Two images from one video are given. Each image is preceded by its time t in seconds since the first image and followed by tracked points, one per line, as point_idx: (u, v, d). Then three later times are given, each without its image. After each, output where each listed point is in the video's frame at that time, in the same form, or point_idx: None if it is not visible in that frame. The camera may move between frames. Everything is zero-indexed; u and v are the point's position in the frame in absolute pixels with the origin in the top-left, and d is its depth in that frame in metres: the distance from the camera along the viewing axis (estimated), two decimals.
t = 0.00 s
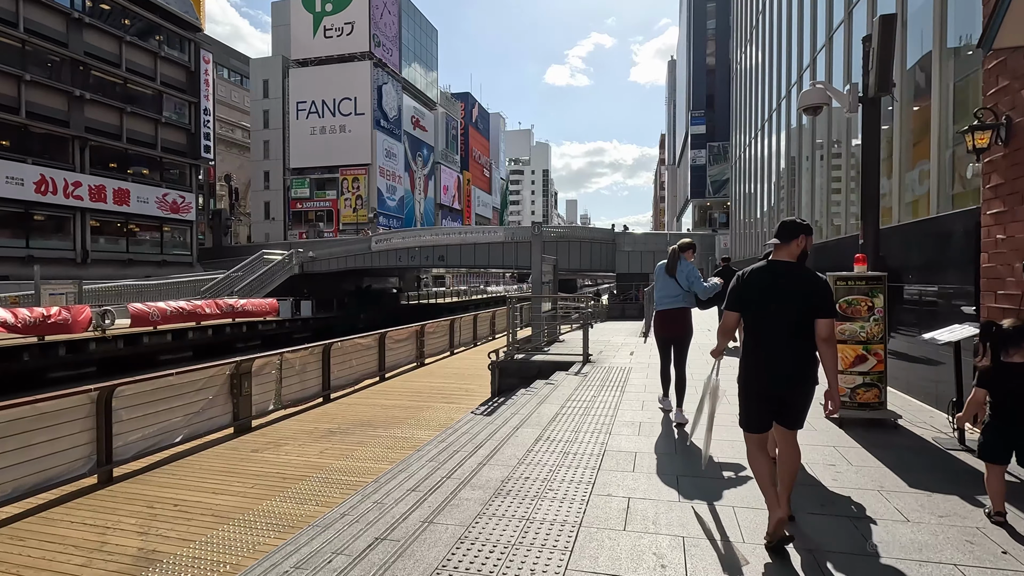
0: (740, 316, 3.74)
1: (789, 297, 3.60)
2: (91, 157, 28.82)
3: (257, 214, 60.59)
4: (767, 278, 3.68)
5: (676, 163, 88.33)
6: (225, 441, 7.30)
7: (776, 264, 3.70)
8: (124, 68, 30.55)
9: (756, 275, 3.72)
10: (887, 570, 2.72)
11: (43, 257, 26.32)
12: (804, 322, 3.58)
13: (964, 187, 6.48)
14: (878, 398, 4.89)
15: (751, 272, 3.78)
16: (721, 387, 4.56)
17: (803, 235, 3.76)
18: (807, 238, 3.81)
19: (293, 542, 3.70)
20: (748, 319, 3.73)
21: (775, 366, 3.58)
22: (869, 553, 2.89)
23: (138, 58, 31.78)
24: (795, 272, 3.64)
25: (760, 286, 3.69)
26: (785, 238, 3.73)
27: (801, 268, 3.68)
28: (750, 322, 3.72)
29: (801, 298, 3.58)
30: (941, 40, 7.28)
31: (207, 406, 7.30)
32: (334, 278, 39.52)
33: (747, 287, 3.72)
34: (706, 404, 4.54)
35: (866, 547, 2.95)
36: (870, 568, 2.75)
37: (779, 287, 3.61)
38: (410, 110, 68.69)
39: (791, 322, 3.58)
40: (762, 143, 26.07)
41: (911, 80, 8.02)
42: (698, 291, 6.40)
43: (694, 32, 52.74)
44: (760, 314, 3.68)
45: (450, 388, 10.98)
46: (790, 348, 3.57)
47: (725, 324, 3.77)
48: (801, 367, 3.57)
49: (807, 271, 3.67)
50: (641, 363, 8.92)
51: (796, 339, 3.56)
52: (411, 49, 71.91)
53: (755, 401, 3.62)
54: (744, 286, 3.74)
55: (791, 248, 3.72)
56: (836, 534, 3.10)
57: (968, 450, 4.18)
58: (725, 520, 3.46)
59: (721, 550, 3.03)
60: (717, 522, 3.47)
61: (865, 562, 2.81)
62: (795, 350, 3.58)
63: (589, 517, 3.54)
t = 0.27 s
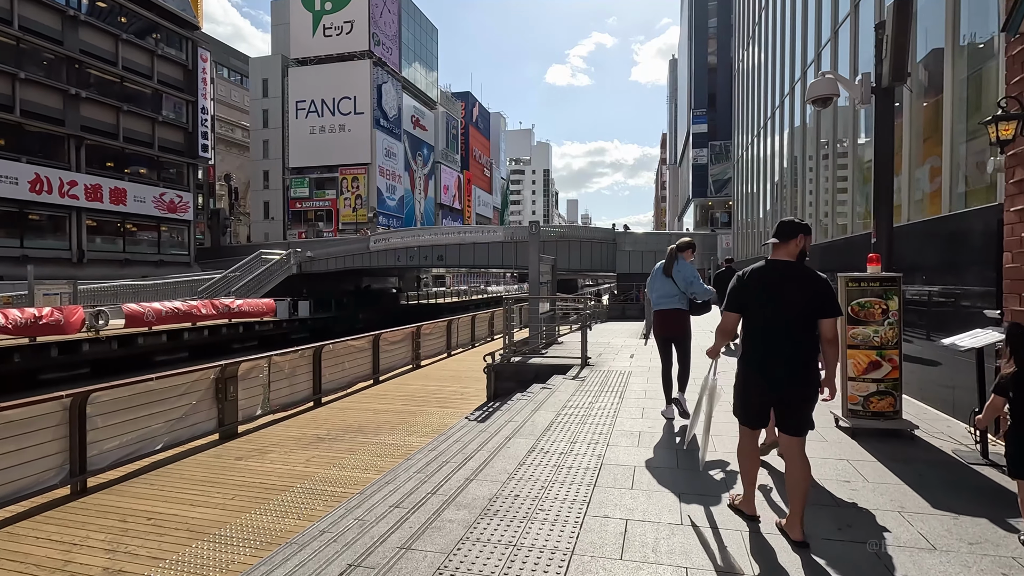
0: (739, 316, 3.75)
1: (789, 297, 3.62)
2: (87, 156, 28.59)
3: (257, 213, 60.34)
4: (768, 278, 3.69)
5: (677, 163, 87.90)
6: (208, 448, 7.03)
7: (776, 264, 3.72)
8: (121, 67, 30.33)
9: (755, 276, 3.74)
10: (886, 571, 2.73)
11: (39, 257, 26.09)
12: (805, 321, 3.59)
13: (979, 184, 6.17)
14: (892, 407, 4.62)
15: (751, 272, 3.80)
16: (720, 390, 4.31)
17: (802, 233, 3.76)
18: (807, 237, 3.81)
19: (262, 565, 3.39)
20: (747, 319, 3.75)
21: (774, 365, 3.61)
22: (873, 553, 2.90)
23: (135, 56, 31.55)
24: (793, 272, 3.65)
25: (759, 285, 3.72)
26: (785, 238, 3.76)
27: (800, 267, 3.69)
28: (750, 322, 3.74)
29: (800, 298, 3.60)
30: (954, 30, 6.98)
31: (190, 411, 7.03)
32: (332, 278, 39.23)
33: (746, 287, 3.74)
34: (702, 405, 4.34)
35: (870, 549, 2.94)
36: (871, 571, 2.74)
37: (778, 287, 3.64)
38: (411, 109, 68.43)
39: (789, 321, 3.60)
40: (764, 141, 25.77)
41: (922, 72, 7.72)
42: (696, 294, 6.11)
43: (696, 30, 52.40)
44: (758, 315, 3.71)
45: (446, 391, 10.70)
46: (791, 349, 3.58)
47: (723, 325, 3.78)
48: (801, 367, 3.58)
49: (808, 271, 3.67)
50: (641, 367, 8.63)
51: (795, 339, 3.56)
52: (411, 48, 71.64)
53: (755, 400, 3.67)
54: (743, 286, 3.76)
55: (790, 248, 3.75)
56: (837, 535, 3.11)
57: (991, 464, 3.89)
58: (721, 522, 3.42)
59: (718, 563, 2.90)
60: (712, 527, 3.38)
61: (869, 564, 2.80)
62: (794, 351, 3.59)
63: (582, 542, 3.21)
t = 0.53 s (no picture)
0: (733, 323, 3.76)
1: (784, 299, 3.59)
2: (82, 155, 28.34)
3: (255, 213, 60.13)
4: (758, 283, 3.68)
5: (677, 161, 87.54)
6: (195, 455, 6.78)
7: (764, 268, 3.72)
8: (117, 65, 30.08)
9: (745, 281, 3.72)
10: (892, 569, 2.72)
11: (33, 257, 25.86)
12: (798, 323, 3.58)
13: (992, 179, 5.91)
14: (910, 413, 4.38)
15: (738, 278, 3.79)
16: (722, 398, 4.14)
17: (786, 235, 3.73)
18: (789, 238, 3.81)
19: None
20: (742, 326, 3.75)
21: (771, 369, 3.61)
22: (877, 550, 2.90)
23: (131, 55, 31.30)
24: (782, 274, 3.63)
25: (748, 290, 3.71)
26: (771, 241, 3.76)
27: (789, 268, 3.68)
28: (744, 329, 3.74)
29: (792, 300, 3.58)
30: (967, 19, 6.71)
31: (176, 417, 6.78)
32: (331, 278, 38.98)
33: (737, 294, 3.74)
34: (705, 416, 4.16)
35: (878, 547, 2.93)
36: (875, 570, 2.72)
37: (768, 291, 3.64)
38: (409, 108, 68.15)
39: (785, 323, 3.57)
40: (765, 138, 25.47)
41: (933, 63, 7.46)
42: (704, 293, 5.94)
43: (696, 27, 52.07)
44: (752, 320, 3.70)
45: (443, 393, 10.45)
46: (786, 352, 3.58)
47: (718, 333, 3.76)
48: (799, 369, 3.56)
49: (796, 272, 3.66)
50: (643, 369, 8.38)
51: (790, 339, 3.54)
52: (410, 47, 71.35)
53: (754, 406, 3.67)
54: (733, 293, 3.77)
55: (777, 250, 3.75)
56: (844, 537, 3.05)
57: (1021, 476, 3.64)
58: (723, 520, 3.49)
59: (720, 553, 3.00)
60: (717, 523, 3.47)
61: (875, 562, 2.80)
62: (791, 354, 3.57)
63: (584, 568, 2.91)
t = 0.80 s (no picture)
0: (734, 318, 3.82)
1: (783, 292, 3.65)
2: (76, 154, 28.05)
3: (253, 213, 59.87)
4: (758, 277, 3.73)
5: (677, 160, 87.26)
6: (181, 462, 6.50)
7: (764, 261, 3.77)
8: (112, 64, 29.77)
9: (745, 275, 3.77)
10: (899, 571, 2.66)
11: (27, 257, 25.58)
12: (799, 314, 3.65)
13: (1010, 173, 5.64)
14: (936, 419, 4.11)
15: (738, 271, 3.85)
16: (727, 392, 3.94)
17: (785, 227, 3.79)
18: (790, 231, 3.85)
19: None
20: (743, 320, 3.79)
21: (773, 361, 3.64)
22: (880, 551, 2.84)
23: (126, 53, 30.98)
24: (781, 267, 3.70)
25: (747, 284, 3.76)
26: (769, 235, 3.81)
27: (787, 261, 3.73)
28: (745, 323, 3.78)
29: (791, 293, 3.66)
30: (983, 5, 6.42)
31: (161, 422, 6.49)
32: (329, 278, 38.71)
33: (738, 288, 3.78)
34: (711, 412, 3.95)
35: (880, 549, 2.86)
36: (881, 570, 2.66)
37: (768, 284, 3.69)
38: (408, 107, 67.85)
39: (785, 316, 3.63)
40: (767, 135, 25.19)
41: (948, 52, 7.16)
42: (719, 291, 5.97)
43: (696, 25, 51.81)
44: (754, 314, 3.74)
45: (440, 396, 10.19)
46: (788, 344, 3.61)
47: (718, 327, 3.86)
48: (800, 362, 3.62)
49: (796, 264, 3.72)
50: (646, 370, 8.11)
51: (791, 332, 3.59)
52: (409, 46, 71.06)
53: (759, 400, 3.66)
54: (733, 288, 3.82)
55: (775, 243, 3.80)
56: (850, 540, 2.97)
57: None
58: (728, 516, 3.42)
59: (730, 551, 2.94)
60: (725, 522, 3.35)
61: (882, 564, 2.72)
62: (794, 345, 3.61)
63: None
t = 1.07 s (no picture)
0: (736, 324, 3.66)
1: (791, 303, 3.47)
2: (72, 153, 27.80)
3: (253, 212, 59.69)
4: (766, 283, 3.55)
5: (678, 159, 86.93)
6: (165, 471, 6.25)
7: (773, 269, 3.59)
8: (108, 62, 29.54)
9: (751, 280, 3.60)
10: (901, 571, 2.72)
11: (22, 257, 25.36)
12: (803, 327, 3.47)
13: None
14: (960, 432, 3.86)
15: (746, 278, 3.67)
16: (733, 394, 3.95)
17: (798, 237, 3.63)
18: (803, 241, 3.67)
19: None
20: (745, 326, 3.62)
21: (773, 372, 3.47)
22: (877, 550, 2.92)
23: (122, 51, 30.74)
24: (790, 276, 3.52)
25: (752, 290, 3.58)
26: (781, 242, 3.63)
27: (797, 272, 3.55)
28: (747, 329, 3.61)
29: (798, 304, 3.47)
30: None
31: (144, 429, 6.24)
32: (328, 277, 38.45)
33: (743, 294, 3.61)
34: (715, 413, 3.97)
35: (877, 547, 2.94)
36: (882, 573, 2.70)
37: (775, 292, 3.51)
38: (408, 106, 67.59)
39: (787, 326, 3.45)
40: (769, 134, 24.93)
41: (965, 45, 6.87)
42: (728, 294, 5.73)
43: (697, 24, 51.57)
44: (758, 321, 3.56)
45: (436, 400, 9.92)
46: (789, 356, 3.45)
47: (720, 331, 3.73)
48: (800, 376, 3.47)
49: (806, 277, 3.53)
50: (648, 374, 7.86)
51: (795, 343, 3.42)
52: (409, 45, 70.83)
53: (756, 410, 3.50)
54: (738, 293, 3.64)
55: (787, 253, 3.62)
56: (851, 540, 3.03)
57: None
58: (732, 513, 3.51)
59: (733, 551, 3.00)
60: (729, 521, 3.40)
61: (883, 564, 2.78)
62: (795, 357, 3.46)
63: None
